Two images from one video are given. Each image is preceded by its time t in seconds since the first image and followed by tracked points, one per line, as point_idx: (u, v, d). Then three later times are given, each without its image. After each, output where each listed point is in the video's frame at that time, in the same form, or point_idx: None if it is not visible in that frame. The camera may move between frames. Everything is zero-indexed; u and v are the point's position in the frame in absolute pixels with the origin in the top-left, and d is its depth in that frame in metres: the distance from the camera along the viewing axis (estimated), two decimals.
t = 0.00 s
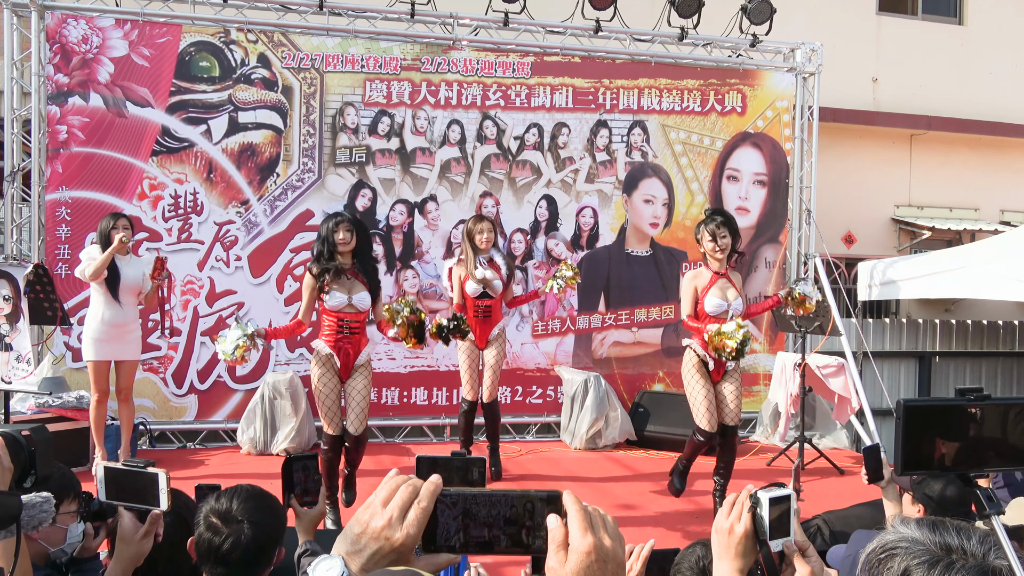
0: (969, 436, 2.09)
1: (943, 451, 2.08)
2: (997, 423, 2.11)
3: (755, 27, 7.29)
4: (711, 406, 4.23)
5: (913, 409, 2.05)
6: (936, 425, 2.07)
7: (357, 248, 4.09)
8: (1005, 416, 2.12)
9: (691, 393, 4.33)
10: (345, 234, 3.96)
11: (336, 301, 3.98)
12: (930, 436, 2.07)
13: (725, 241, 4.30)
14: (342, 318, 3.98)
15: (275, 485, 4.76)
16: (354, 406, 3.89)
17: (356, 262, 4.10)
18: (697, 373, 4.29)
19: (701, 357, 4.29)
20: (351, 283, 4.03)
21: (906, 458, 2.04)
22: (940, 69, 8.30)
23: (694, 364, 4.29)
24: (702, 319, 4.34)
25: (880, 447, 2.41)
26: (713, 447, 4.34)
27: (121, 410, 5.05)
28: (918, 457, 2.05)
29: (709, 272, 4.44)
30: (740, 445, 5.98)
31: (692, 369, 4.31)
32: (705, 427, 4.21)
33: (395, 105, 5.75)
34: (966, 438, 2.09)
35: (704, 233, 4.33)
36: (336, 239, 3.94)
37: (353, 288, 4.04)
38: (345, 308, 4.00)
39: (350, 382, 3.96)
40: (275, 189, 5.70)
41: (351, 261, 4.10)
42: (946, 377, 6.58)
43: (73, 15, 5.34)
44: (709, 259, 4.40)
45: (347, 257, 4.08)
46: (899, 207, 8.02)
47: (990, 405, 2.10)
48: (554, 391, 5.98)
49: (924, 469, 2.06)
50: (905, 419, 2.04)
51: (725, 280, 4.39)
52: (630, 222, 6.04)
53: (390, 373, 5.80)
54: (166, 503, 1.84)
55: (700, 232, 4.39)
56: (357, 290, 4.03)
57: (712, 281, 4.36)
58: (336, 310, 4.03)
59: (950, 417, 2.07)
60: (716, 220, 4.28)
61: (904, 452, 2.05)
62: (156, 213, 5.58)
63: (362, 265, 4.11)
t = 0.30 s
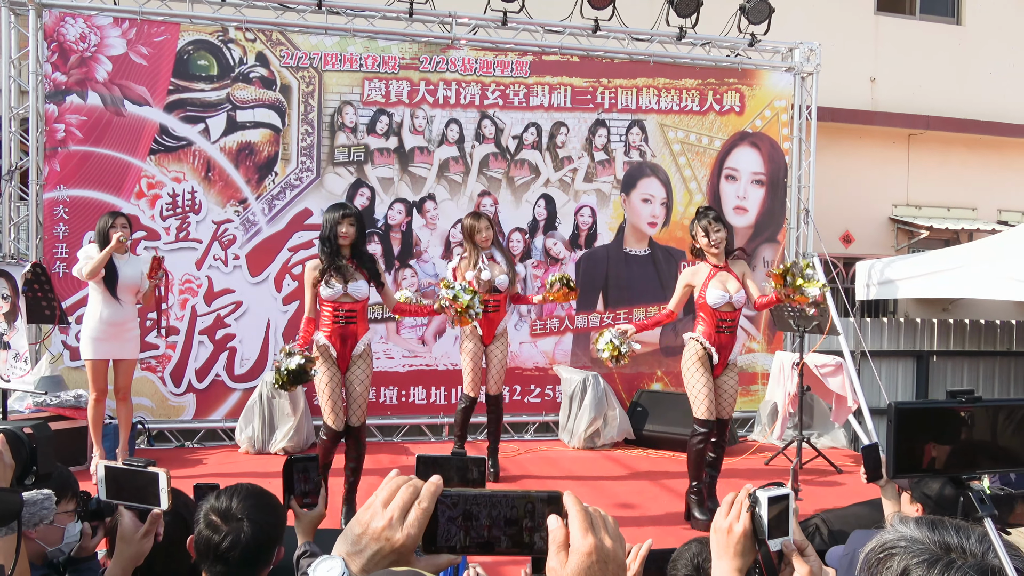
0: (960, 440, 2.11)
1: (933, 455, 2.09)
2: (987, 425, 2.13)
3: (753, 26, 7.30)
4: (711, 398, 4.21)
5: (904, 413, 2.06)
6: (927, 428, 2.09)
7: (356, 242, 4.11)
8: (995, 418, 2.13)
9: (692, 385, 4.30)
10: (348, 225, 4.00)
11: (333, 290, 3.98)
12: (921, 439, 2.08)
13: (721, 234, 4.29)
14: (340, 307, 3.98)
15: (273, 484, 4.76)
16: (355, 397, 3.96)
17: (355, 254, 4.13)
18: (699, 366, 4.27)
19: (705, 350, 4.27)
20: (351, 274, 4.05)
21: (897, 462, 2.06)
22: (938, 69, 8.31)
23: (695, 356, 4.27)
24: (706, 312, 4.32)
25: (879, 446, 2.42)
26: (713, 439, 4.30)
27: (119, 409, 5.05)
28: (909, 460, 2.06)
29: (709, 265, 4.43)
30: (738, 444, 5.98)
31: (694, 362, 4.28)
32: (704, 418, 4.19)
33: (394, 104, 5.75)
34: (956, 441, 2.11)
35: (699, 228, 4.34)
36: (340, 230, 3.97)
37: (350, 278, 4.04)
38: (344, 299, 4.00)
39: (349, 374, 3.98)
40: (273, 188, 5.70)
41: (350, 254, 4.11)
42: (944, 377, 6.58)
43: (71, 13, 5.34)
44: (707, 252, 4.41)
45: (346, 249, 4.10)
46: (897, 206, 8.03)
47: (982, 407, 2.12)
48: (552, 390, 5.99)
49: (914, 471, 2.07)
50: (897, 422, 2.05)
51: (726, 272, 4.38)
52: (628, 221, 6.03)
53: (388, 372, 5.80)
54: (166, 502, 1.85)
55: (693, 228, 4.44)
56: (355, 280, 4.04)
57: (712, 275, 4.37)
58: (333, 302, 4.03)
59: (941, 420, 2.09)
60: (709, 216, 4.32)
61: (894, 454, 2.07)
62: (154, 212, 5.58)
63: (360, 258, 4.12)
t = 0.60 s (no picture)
0: (964, 437, 2.10)
1: (936, 451, 2.08)
2: (992, 425, 2.12)
3: (755, 25, 7.28)
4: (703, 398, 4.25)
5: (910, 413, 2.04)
6: (932, 427, 2.08)
7: (357, 231, 4.10)
8: (999, 416, 2.12)
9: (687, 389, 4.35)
10: (347, 215, 3.98)
11: (335, 280, 3.94)
12: (926, 436, 2.07)
13: (717, 237, 4.34)
14: (342, 299, 3.97)
15: (272, 481, 4.76)
16: (358, 386, 3.93)
17: (357, 246, 4.12)
18: (693, 368, 4.28)
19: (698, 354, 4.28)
20: (353, 265, 4.03)
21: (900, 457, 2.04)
22: (940, 70, 8.30)
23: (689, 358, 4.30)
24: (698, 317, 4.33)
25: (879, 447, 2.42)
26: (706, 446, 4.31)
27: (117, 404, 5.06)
28: (915, 460, 2.05)
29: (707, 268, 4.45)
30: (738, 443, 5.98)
31: (688, 365, 4.31)
32: (695, 416, 4.26)
33: (395, 101, 5.74)
34: (962, 438, 2.10)
35: (696, 231, 4.38)
36: (340, 220, 3.95)
37: (352, 270, 4.01)
38: (346, 290, 3.99)
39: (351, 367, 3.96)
40: (273, 184, 5.69)
41: (351, 244, 4.11)
42: (944, 378, 6.57)
43: (71, 7, 5.33)
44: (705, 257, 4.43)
45: (348, 239, 4.09)
46: (898, 206, 8.02)
47: (986, 406, 2.11)
48: (552, 388, 5.98)
49: (917, 467, 2.06)
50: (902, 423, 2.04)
51: (721, 276, 4.38)
52: (629, 220, 6.02)
53: (388, 369, 5.79)
54: (167, 499, 1.84)
55: (692, 231, 4.46)
56: (357, 271, 4.01)
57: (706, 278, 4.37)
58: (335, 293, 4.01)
59: (945, 419, 2.07)
60: (704, 218, 4.35)
61: (900, 453, 2.06)
62: (153, 207, 5.57)
63: (360, 249, 4.12)
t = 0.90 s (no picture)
0: (968, 442, 2.08)
1: (940, 457, 2.07)
2: (995, 428, 2.11)
3: (755, 23, 7.27)
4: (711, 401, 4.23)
5: (910, 415, 2.05)
6: (934, 431, 2.08)
7: (355, 231, 4.08)
8: (1003, 420, 2.11)
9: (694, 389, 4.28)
10: (342, 215, 3.95)
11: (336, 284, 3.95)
12: (927, 443, 2.07)
13: (728, 238, 4.33)
14: (342, 303, 3.97)
15: (271, 477, 4.77)
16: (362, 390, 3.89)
17: (356, 247, 4.09)
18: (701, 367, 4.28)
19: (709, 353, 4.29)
20: (352, 267, 4.01)
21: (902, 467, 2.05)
22: (940, 68, 8.29)
23: (698, 358, 4.27)
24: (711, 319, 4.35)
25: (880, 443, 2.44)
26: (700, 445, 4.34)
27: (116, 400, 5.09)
28: (915, 462, 2.05)
29: (715, 271, 4.43)
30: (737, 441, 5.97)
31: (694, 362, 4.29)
32: (703, 418, 4.19)
33: (394, 97, 5.72)
34: (967, 443, 2.09)
35: (707, 233, 4.36)
36: (334, 222, 3.93)
37: (351, 273, 4.02)
38: (344, 293, 3.98)
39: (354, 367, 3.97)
40: (273, 180, 5.68)
41: (351, 244, 4.09)
42: (943, 376, 6.53)
43: (70, 2, 5.33)
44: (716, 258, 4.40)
45: (347, 241, 4.07)
46: (898, 204, 8.01)
47: (987, 409, 2.10)
48: (552, 385, 5.98)
49: (922, 474, 2.06)
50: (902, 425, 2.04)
51: (734, 280, 4.39)
52: (628, 217, 6.00)
53: (387, 366, 5.79)
54: (167, 497, 1.82)
55: (702, 234, 4.45)
56: (357, 274, 4.00)
57: (721, 283, 4.36)
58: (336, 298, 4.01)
59: (947, 423, 2.07)
60: (716, 219, 4.36)
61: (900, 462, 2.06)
62: (153, 203, 5.57)
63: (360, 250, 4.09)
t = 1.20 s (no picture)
0: (965, 445, 2.10)
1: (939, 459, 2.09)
2: (993, 432, 2.13)
3: (754, 19, 7.26)
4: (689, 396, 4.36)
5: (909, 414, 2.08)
6: (933, 431, 2.10)
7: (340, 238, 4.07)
8: (1002, 425, 2.14)
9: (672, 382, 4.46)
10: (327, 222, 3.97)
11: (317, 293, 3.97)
12: (926, 444, 2.09)
13: (714, 233, 4.38)
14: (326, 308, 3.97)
15: (273, 476, 4.79)
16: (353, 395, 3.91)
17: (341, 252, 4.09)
18: (683, 366, 4.42)
19: (689, 351, 4.41)
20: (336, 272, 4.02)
21: (901, 466, 2.06)
22: (939, 64, 8.29)
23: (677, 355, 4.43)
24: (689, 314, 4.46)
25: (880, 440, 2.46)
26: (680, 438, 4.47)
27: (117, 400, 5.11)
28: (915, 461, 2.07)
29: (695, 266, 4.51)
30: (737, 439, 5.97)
31: (679, 362, 4.43)
32: (675, 413, 4.37)
33: (394, 96, 5.72)
34: (964, 447, 2.10)
35: (695, 226, 4.39)
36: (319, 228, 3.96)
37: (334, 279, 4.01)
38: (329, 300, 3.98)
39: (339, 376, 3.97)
40: (273, 179, 5.69)
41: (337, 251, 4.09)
42: (943, 373, 6.47)
43: (69, 2, 5.34)
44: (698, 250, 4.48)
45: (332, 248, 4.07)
46: (897, 201, 8.02)
47: (986, 412, 2.12)
48: (552, 383, 5.97)
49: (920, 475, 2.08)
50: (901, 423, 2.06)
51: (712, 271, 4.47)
52: (628, 215, 5.97)
53: (387, 365, 5.79)
54: (172, 496, 1.84)
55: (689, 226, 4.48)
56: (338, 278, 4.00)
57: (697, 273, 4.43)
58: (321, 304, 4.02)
59: (947, 425, 2.09)
60: (703, 214, 4.40)
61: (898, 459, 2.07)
62: (152, 203, 5.58)
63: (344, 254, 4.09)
